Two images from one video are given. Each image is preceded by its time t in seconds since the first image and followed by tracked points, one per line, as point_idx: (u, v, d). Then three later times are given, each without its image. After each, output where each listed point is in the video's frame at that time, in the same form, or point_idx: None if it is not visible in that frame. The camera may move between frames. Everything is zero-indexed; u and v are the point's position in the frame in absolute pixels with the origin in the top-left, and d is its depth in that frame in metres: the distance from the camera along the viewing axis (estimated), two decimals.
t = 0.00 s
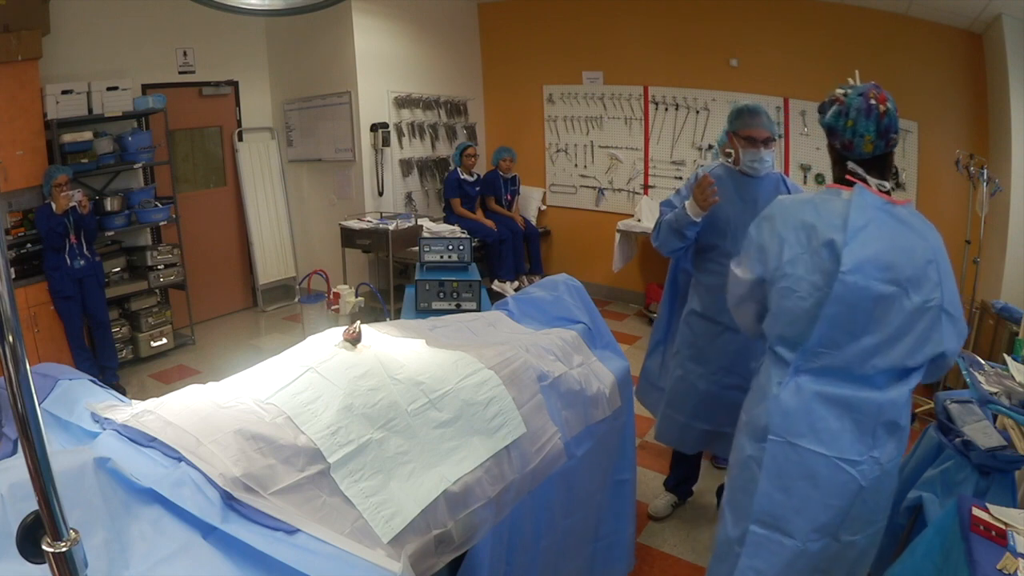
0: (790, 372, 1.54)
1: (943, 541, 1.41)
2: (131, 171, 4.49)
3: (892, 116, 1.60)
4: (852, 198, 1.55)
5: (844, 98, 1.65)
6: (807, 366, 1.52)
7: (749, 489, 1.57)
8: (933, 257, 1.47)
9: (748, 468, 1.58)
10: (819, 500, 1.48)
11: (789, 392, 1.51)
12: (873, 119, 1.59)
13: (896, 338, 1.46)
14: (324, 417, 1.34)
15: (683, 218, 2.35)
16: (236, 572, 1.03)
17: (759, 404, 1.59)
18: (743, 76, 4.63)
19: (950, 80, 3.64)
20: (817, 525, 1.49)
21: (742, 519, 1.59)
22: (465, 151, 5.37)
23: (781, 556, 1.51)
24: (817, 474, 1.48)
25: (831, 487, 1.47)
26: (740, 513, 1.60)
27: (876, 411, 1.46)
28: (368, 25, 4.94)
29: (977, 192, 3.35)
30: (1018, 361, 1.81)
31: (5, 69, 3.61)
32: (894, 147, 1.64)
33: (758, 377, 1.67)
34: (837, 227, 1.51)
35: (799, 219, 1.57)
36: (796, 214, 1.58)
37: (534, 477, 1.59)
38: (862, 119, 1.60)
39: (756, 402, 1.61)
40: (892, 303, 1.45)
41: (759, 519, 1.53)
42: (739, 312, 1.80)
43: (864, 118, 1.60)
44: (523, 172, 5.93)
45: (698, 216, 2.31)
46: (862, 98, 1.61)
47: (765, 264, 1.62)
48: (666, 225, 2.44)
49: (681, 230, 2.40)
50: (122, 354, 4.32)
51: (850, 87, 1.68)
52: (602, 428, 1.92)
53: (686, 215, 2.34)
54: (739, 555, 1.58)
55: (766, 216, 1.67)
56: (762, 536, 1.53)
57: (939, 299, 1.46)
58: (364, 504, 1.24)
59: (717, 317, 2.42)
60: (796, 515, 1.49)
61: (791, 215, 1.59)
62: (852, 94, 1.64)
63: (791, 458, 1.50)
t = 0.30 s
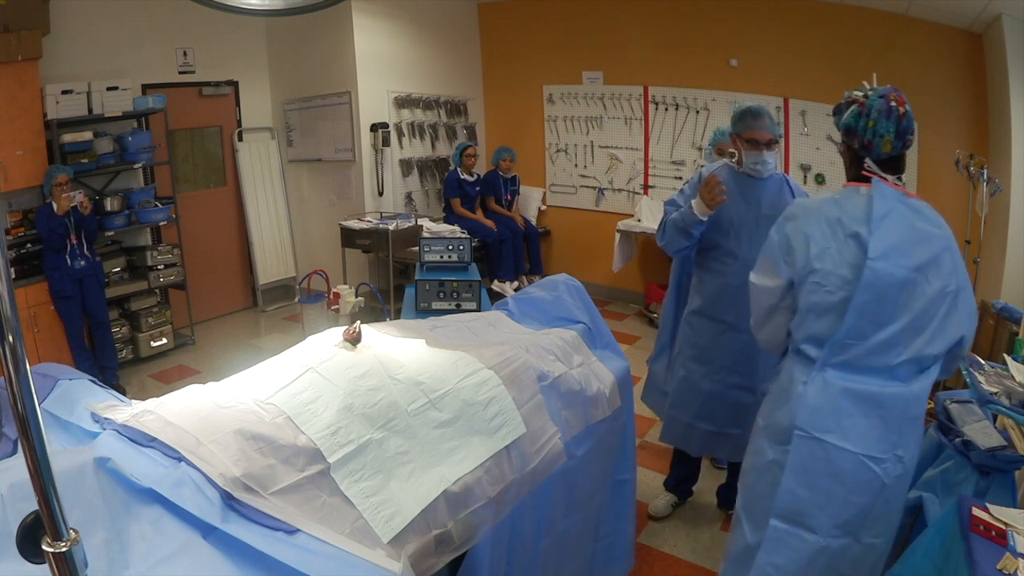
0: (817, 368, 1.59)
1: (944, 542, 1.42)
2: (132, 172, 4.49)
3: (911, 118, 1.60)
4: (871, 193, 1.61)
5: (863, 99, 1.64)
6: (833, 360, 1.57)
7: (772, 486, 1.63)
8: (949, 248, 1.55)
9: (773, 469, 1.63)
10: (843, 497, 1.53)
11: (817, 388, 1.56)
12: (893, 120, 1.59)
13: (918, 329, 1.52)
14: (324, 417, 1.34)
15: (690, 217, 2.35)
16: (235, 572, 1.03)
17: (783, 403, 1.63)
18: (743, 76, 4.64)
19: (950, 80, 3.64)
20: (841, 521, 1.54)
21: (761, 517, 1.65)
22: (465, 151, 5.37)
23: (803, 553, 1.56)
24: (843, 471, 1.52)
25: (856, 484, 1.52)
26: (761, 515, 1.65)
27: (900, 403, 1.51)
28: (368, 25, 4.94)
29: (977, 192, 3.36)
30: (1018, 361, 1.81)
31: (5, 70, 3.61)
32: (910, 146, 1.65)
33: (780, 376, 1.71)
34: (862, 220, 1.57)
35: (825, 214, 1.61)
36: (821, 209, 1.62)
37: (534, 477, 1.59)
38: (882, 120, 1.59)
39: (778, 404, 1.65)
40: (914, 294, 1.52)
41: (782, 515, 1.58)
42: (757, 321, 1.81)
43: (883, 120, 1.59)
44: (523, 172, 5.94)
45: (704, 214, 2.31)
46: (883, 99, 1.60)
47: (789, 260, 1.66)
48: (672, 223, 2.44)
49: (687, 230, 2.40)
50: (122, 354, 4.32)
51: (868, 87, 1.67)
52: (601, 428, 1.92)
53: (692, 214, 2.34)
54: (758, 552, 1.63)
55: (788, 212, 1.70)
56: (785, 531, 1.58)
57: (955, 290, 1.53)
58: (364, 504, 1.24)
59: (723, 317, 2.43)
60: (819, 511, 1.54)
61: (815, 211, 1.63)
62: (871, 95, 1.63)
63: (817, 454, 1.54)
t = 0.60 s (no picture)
0: (840, 371, 1.58)
1: (944, 542, 1.42)
2: (132, 172, 4.49)
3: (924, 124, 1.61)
4: (884, 196, 1.63)
5: (880, 101, 1.66)
6: (855, 363, 1.57)
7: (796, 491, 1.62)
8: (956, 246, 1.59)
9: (796, 477, 1.63)
10: (866, 499, 1.52)
11: (841, 392, 1.55)
12: (905, 123, 1.61)
13: (934, 326, 1.54)
14: (324, 417, 1.34)
15: (698, 221, 2.34)
16: (235, 572, 1.02)
17: (807, 410, 1.62)
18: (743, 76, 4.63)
19: (950, 80, 3.64)
20: (865, 524, 1.53)
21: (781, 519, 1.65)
22: (465, 151, 5.37)
23: (828, 555, 1.55)
24: (867, 472, 1.51)
25: (880, 485, 1.51)
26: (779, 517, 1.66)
27: (918, 402, 1.52)
28: (368, 25, 4.94)
29: (977, 192, 3.35)
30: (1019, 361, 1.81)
31: (5, 69, 3.61)
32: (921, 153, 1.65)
33: (798, 384, 1.70)
34: (878, 221, 1.59)
35: (841, 218, 1.63)
36: (836, 214, 1.64)
37: (534, 477, 1.59)
38: (895, 121, 1.61)
39: (798, 411, 1.65)
40: (930, 291, 1.53)
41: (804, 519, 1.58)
42: (766, 330, 1.79)
43: (896, 121, 1.61)
44: (523, 172, 5.94)
45: (713, 220, 2.30)
46: (898, 101, 1.62)
47: (806, 266, 1.66)
48: (680, 228, 2.44)
49: (695, 234, 2.39)
50: (122, 354, 4.32)
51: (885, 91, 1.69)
52: (602, 428, 1.92)
53: (701, 219, 2.33)
54: (784, 554, 1.63)
55: (802, 219, 1.72)
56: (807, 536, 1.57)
57: (964, 286, 1.56)
58: (364, 504, 1.24)
59: (726, 316, 2.43)
60: (841, 514, 1.54)
61: (831, 217, 1.65)
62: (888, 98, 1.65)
63: (843, 458, 1.53)
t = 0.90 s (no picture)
0: (862, 370, 1.57)
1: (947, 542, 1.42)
2: (132, 172, 4.49)
3: (942, 139, 1.63)
4: (898, 196, 1.64)
5: (902, 118, 1.62)
6: (877, 361, 1.56)
7: (816, 493, 1.62)
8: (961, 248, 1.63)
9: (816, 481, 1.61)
10: (886, 499, 1.52)
11: (865, 392, 1.55)
12: (928, 143, 1.61)
13: (946, 325, 1.56)
14: (324, 417, 1.34)
15: (703, 226, 2.34)
16: (235, 572, 1.02)
17: (827, 412, 1.61)
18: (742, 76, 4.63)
19: (950, 80, 3.65)
20: (887, 525, 1.53)
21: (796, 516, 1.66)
22: (465, 151, 5.37)
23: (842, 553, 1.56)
24: (887, 473, 1.52)
25: (899, 485, 1.52)
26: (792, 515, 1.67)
27: (935, 401, 1.54)
28: (368, 25, 4.94)
29: (977, 192, 3.35)
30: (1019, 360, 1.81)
31: (5, 70, 3.60)
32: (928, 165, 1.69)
33: (813, 384, 1.68)
34: (895, 219, 1.60)
35: (860, 216, 1.64)
36: (855, 211, 1.65)
37: (534, 477, 1.59)
38: (920, 142, 1.60)
39: (813, 411, 1.64)
40: (942, 290, 1.56)
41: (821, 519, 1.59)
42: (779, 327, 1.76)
43: (922, 142, 1.60)
44: (523, 172, 5.94)
45: (718, 225, 2.31)
46: (922, 120, 1.60)
47: (826, 263, 1.65)
48: (684, 232, 2.45)
49: (700, 237, 2.40)
50: (122, 354, 4.32)
51: (900, 105, 1.66)
52: (602, 428, 1.92)
53: (705, 223, 2.33)
54: (807, 554, 1.64)
55: (819, 216, 1.71)
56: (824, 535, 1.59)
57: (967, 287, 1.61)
58: (364, 504, 1.24)
59: (730, 315, 2.44)
60: (864, 515, 1.53)
61: (850, 214, 1.65)
62: (910, 115, 1.61)
63: (866, 459, 1.53)
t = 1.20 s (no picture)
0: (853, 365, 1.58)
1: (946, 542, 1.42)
2: (132, 172, 4.49)
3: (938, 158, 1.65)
4: (891, 196, 1.67)
5: (904, 137, 1.61)
6: (867, 356, 1.57)
7: (814, 493, 1.61)
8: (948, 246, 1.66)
9: (808, 479, 1.62)
10: (880, 493, 1.52)
11: (856, 387, 1.56)
12: (927, 165, 1.63)
13: (933, 321, 1.58)
14: (324, 417, 1.34)
15: (706, 229, 2.34)
16: (235, 572, 1.02)
17: (819, 409, 1.62)
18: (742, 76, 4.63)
19: (950, 80, 3.65)
20: (883, 520, 1.52)
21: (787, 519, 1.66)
22: (465, 151, 5.37)
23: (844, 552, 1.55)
24: (882, 466, 1.52)
25: (894, 479, 1.52)
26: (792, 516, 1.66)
27: (927, 393, 1.54)
28: (368, 25, 4.94)
29: (977, 192, 3.35)
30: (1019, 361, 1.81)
31: (5, 70, 3.60)
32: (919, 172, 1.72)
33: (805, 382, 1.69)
34: (881, 216, 1.64)
35: (846, 212, 1.66)
36: (842, 208, 1.68)
37: (534, 477, 1.59)
38: (921, 165, 1.62)
39: (806, 410, 1.65)
40: (929, 286, 1.58)
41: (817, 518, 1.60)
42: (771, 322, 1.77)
43: (921, 164, 1.62)
44: (523, 172, 5.94)
45: (720, 227, 2.31)
46: (924, 142, 1.60)
47: (814, 260, 1.67)
48: (688, 234, 2.45)
49: (702, 240, 2.40)
50: (122, 354, 4.32)
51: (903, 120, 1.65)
52: (601, 428, 1.92)
53: (708, 226, 2.34)
54: (804, 554, 1.63)
55: (807, 214, 1.75)
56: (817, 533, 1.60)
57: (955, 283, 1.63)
58: (364, 504, 1.24)
59: (731, 315, 2.44)
60: (863, 515, 1.53)
61: (837, 210, 1.67)
62: (913, 135, 1.61)
63: (859, 452, 1.54)
